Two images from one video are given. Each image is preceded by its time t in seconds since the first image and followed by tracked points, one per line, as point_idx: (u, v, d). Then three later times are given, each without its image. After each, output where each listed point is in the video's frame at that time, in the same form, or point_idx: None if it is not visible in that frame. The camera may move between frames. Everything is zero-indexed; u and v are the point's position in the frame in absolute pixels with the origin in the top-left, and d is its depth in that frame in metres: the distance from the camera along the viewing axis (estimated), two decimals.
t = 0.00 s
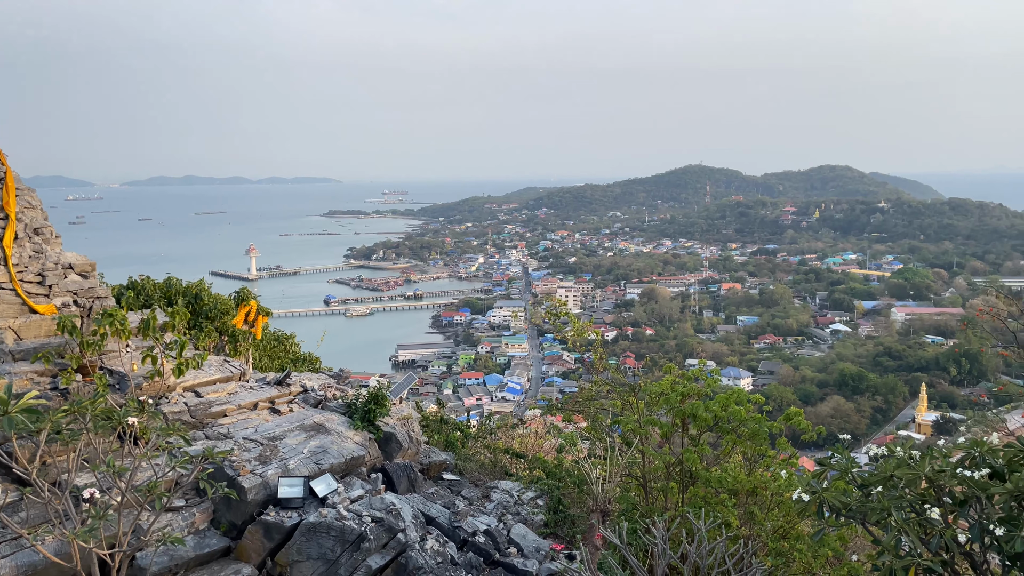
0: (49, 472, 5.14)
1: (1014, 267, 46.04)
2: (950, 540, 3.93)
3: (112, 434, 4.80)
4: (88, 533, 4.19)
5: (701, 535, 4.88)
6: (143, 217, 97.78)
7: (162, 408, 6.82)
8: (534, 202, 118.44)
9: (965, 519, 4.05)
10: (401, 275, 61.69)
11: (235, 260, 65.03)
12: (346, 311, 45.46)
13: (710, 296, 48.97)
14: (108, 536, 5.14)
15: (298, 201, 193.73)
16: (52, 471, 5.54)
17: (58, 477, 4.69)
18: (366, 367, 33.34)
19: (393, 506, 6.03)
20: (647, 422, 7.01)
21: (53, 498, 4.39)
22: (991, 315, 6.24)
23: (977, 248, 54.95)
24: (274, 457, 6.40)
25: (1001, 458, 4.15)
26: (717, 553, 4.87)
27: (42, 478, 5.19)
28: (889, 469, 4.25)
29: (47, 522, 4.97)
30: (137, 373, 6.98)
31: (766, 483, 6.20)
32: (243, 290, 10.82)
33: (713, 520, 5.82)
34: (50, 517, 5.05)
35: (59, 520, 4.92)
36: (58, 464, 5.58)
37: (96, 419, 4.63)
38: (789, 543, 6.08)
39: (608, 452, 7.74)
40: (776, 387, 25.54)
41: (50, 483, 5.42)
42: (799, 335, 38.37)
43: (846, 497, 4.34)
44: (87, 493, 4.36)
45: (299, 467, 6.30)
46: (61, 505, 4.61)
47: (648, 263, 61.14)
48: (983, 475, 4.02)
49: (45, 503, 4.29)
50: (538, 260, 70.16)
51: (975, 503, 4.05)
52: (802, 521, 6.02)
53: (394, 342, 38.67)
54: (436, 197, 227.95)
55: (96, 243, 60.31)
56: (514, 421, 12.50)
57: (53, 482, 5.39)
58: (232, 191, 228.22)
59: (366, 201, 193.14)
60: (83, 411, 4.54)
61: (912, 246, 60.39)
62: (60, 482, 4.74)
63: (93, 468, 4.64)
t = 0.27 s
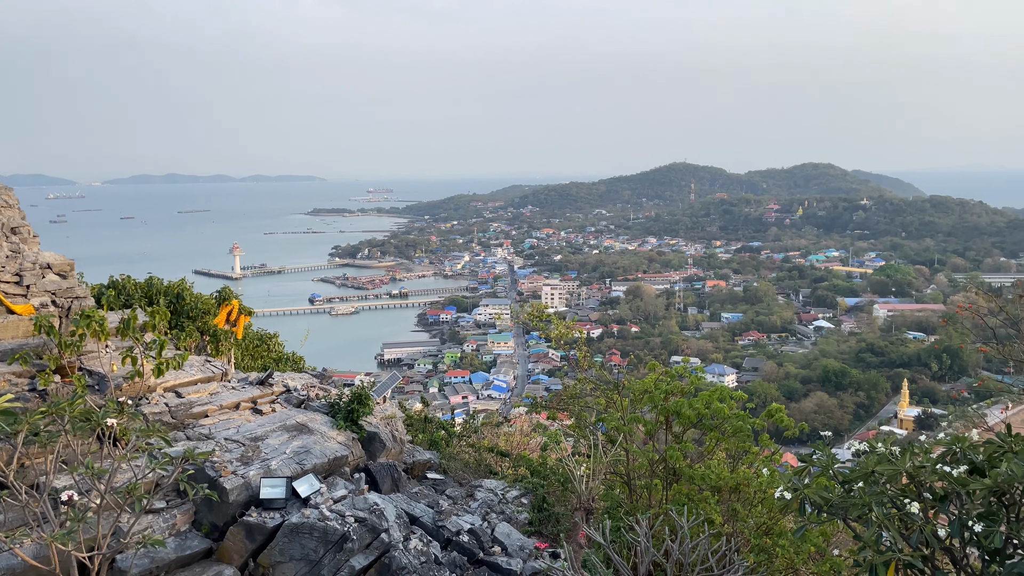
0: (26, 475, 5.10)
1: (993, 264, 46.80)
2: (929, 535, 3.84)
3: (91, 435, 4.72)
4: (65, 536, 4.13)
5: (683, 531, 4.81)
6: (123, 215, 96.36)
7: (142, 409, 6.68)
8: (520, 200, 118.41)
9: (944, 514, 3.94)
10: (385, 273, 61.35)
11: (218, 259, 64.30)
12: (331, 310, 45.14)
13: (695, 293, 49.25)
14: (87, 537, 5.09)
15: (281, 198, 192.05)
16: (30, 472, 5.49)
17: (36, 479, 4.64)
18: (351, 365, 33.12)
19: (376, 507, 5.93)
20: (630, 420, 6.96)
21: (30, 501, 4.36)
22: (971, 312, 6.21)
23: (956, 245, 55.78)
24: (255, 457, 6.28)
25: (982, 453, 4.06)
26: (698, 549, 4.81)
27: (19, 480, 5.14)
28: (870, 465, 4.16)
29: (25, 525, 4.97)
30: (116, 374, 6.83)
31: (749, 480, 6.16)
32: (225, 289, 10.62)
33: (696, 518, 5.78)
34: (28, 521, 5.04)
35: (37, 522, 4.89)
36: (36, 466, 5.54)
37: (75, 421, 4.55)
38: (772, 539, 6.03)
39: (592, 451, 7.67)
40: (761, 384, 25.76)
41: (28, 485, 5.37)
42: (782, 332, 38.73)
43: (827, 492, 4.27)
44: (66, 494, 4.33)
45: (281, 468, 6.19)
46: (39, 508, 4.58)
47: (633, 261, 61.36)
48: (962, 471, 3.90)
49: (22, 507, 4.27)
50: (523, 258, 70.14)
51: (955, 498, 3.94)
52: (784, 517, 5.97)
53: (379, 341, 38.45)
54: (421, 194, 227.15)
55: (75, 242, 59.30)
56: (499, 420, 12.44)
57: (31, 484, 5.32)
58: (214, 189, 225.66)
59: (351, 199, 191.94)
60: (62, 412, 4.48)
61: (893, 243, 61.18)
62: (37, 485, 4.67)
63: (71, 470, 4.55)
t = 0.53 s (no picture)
0: (10, 476, 5.00)
1: (981, 262, 47.20)
2: (917, 533, 3.80)
3: (76, 436, 4.62)
4: (50, 539, 4.03)
5: (672, 530, 4.75)
6: (110, 214, 95.40)
7: (128, 410, 6.57)
8: (511, 199, 118.34)
9: (932, 513, 3.89)
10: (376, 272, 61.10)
11: (207, 258, 63.77)
12: (321, 309, 44.89)
13: (685, 292, 49.36)
14: (74, 539, 5.00)
15: (271, 197, 190.95)
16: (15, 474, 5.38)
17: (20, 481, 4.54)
18: (341, 365, 32.92)
19: (365, 507, 5.83)
20: (619, 419, 6.91)
21: (15, 504, 4.28)
22: (959, 310, 6.17)
23: (944, 243, 56.25)
24: (243, 458, 6.17)
25: (970, 451, 4.02)
26: (688, 549, 4.75)
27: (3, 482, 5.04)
28: (858, 463, 4.11)
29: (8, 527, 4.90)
30: (103, 375, 6.72)
31: (738, 479, 6.11)
32: (212, 289, 10.46)
33: (685, 517, 5.73)
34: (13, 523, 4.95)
35: (21, 525, 4.81)
36: (21, 468, 5.43)
37: (59, 422, 4.45)
38: (761, 537, 5.98)
39: (581, 449, 7.61)
40: (751, 382, 25.85)
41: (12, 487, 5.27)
42: (772, 330, 38.89)
43: (816, 491, 4.23)
44: (50, 497, 4.25)
45: (269, 468, 6.10)
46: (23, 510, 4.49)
47: (624, 260, 61.45)
48: (950, 469, 3.87)
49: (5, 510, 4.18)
50: (514, 256, 70.09)
51: (943, 496, 3.91)
52: (773, 515, 5.92)
53: (370, 340, 38.26)
54: (412, 193, 226.56)
55: (61, 241, 58.61)
56: (489, 419, 12.36)
57: (14, 487, 5.22)
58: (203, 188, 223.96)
59: (341, 198, 191.12)
60: (46, 414, 4.38)
61: (882, 242, 61.62)
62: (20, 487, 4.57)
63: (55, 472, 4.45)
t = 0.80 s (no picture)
0: None
1: (974, 262, 47.44)
2: (910, 533, 3.78)
3: (66, 436, 4.54)
4: (40, 540, 3.96)
5: (666, 530, 4.72)
6: (102, 214, 94.89)
7: (119, 411, 6.52)
8: (506, 199, 118.29)
9: (926, 513, 3.88)
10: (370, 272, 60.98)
11: (200, 258, 63.50)
12: (316, 309, 44.75)
13: (680, 292, 49.42)
14: (65, 541, 4.93)
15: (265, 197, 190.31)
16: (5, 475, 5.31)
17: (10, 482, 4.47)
18: (335, 365, 32.82)
19: (358, 508, 5.78)
20: (614, 418, 6.87)
21: (4, 507, 4.22)
22: (952, 309, 6.14)
23: (937, 243, 56.56)
24: (235, 459, 6.12)
25: (963, 451, 4.01)
26: (682, 548, 4.74)
27: None
28: (851, 463, 4.09)
29: None
30: (93, 375, 6.65)
31: (732, 479, 6.10)
32: (205, 289, 10.36)
33: (678, 517, 5.71)
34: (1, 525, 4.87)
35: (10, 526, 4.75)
36: (11, 469, 5.36)
37: (50, 423, 4.38)
38: (754, 537, 5.96)
39: (575, 449, 7.60)
40: (745, 381, 25.90)
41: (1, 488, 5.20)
42: (767, 330, 39.00)
43: (809, 491, 4.20)
44: (40, 499, 4.19)
45: (262, 469, 6.05)
46: (14, 512, 4.41)
47: (619, 259, 61.52)
48: (943, 468, 3.87)
49: None
50: (509, 256, 70.06)
51: (935, 496, 3.90)
52: (767, 515, 5.90)
53: (364, 340, 38.15)
54: (406, 193, 226.26)
55: (54, 241, 58.27)
56: (483, 419, 12.32)
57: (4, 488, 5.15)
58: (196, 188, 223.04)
59: (335, 198, 190.67)
60: (37, 415, 4.32)
61: (876, 242, 61.89)
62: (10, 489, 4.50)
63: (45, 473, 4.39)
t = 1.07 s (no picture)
0: None
1: (970, 262, 47.57)
2: (907, 534, 3.77)
3: (62, 437, 4.50)
4: (36, 541, 3.93)
5: (662, 530, 4.70)
6: (98, 215, 94.51)
7: (115, 412, 6.48)
8: (503, 200, 118.26)
9: (922, 513, 3.87)
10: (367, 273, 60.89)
11: (196, 258, 63.31)
12: (313, 310, 44.67)
13: (677, 292, 49.46)
14: (59, 543, 4.89)
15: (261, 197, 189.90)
16: None
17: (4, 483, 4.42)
18: (332, 365, 32.75)
19: (354, 508, 5.75)
20: (611, 419, 6.85)
21: None
22: (948, 310, 6.12)
23: (934, 243, 56.71)
24: (231, 460, 6.09)
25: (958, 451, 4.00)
26: (679, 549, 4.71)
27: None
28: (848, 463, 4.08)
29: None
30: (88, 375, 6.61)
31: (729, 479, 6.10)
32: (201, 289, 10.30)
33: (675, 518, 5.70)
34: None
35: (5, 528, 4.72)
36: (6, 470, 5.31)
37: (45, 424, 4.33)
38: (751, 538, 5.95)
39: (572, 449, 7.58)
40: (743, 381, 25.93)
41: None
42: (764, 330, 39.04)
43: (807, 491, 4.18)
44: (36, 500, 4.13)
45: (258, 470, 6.03)
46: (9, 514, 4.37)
47: (616, 260, 61.53)
48: (940, 469, 3.86)
49: None
50: (506, 257, 70.05)
51: (932, 496, 3.89)
52: (764, 516, 5.89)
53: (361, 341, 38.09)
54: (403, 193, 225.92)
55: (49, 241, 58.02)
56: (480, 420, 12.29)
57: None
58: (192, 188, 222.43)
59: (332, 198, 190.38)
60: (32, 416, 4.25)
61: (873, 242, 62.03)
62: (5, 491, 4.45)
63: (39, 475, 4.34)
